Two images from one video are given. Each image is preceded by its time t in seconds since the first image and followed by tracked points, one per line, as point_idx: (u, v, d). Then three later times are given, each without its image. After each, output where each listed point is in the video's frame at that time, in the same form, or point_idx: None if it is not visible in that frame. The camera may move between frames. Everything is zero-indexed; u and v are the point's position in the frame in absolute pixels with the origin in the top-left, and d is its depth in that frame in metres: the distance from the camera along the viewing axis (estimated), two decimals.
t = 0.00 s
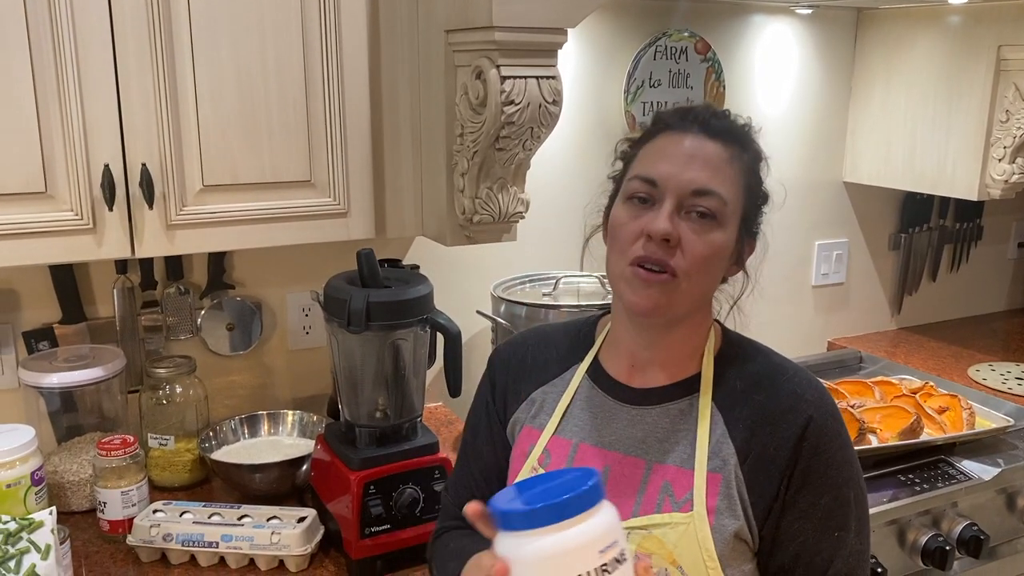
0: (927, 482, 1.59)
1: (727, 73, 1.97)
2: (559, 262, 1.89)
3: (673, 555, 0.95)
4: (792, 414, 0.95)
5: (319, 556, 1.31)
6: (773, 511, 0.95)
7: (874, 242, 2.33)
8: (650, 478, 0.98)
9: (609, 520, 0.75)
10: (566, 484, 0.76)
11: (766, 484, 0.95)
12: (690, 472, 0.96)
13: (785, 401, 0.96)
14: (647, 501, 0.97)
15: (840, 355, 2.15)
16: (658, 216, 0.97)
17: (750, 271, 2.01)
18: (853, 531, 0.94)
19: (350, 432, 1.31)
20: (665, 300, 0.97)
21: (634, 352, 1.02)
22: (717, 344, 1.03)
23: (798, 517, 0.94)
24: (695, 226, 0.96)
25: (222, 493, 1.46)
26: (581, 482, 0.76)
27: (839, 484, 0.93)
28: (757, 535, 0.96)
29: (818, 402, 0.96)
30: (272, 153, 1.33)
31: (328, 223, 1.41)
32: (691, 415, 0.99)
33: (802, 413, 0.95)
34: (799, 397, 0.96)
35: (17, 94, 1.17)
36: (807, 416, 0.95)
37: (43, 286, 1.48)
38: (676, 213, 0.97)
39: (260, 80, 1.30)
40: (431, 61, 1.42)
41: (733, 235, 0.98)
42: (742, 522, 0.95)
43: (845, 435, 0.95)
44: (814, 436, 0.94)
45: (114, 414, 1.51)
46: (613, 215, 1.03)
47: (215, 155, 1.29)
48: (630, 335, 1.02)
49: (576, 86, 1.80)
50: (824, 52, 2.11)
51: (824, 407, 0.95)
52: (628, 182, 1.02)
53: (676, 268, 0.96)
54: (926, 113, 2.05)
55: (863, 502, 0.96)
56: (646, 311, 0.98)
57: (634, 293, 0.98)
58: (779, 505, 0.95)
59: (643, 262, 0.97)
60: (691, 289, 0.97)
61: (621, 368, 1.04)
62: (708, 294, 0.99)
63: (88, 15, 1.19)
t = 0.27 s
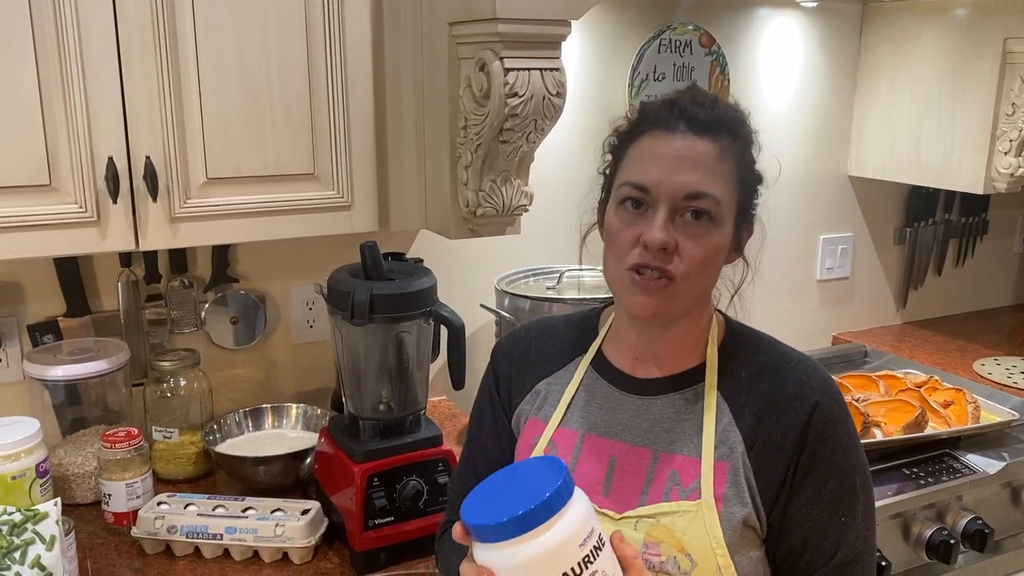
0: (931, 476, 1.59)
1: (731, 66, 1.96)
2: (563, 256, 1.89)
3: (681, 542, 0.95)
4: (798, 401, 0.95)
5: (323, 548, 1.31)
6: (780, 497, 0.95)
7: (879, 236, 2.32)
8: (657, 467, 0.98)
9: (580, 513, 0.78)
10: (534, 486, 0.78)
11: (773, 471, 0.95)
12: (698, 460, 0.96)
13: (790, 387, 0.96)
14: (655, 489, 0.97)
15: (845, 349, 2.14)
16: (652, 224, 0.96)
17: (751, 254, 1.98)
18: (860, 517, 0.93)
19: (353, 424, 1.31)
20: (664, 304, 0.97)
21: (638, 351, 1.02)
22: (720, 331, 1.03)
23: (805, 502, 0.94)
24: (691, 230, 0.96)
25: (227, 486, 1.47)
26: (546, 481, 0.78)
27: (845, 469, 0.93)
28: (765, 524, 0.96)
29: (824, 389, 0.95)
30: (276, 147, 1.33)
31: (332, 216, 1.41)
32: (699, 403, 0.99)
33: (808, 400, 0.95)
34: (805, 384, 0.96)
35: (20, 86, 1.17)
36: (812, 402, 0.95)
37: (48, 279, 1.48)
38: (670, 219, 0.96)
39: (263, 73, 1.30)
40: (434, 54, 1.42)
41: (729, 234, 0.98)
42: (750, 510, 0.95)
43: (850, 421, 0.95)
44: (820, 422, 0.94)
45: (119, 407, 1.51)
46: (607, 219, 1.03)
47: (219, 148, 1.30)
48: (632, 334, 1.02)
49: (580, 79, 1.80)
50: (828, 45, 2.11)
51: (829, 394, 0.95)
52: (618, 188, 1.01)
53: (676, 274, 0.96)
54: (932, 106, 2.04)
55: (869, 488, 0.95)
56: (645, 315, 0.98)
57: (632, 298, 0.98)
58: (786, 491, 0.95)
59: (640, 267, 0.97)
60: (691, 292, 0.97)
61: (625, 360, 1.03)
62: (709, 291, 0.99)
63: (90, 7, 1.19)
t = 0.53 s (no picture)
0: (939, 467, 1.58)
1: (738, 58, 1.95)
2: (569, 248, 1.88)
3: (695, 534, 0.94)
4: (816, 392, 0.94)
5: (330, 538, 1.31)
6: (798, 490, 0.94)
7: (886, 229, 2.31)
8: (670, 458, 0.97)
9: (597, 488, 0.77)
10: (550, 462, 0.78)
11: (790, 463, 0.94)
12: (712, 451, 0.96)
13: (808, 379, 0.95)
14: (668, 480, 0.97)
15: (852, 342, 2.13)
16: (659, 211, 0.95)
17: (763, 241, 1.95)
18: (878, 509, 0.93)
19: (361, 414, 1.31)
20: (678, 293, 0.96)
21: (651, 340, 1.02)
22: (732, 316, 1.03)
23: (824, 495, 0.93)
24: (698, 214, 0.95)
25: (234, 477, 1.47)
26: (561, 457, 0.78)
27: (863, 462, 0.93)
28: (782, 516, 0.96)
29: (840, 381, 0.95)
30: (282, 136, 1.33)
31: (339, 207, 1.41)
32: (713, 396, 0.98)
33: (826, 392, 0.94)
34: (822, 376, 0.95)
35: (27, 76, 1.17)
36: (830, 395, 0.94)
37: (55, 270, 1.48)
38: (676, 205, 0.95)
39: (270, 63, 1.30)
40: (441, 44, 1.41)
41: (738, 215, 0.97)
42: (765, 501, 0.94)
43: (867, 413, 0.95)
44: (838, 414, 0.93)
45: (126, 398, 1.51)
46: (613, 211, 1.02)
47: (226, 138, 1.30)
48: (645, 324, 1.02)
49: (587, 70, 1.79)
50: (836, 36, 2.10)
51: (846, 386, 0.95)
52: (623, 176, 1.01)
53: (685, 260, 0.95)
54: (941, 97, 2.03)
55: (886, 480, 0.95)
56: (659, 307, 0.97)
57: (645, 291, 0.98)
58: (804, 484, 0.94)
59: (649, 257, 0.96)
60: (702, 278, 0.96)
61: (638, 348, 1.03)
62: (720, 276, 0.98)
63: None
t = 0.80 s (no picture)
0: (947, 461, 1.58)
1: (745, 51, 1.95)
2: (576, 242, 1.88)
3: (709, 529, 0.94)
4: (831, 385, 0.94)
5: (339, 530, 1.31)
6: (814, 484, 0.94)
7: (893, 223, 2.31)
8: (683, 453, 0.97)
9: (612, 492, 0.77)
10: (565, 469, 0.78)
11: (805, 457, 0.94)
12: (725, 446, 0.96)
13: (823, 373, 0.95)
14: (681, 475, 0.97)
15: (859, 336, 2.13)
16: (665, 196, 0.96)
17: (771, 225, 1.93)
18: (893, 502, 0.93)
19: (370, 406, 1.32)
20: (689, 280, 0.96)
21: (662, 331, 1.01)
22: (746, 309, 1.03)
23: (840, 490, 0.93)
24: (705, 197, 0.95)
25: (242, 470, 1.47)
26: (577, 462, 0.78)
27: (878, 455, 0.93)
28: (796, 510, 0.96)
29: (855, 374, 0.95)
30: (290, 129, 1.33)
31: (346, 199, 1.41)
32: (726, 388, 0.98)
33: (841, 386, 0.94)
34: (836, 369, 0.95)
35: (36, 68, 1.17)
36: (845, 388, 0.94)
37: (63, 263, 1.49)
38: (682, 189, 0.96)
39: (278, 55, 1.30)
40: (449, 36, 1.41)
41: (746, 199, 0.97)
42: (780, 497, 0.94)
43: (882, 406, 0.95)
44: (853, 408, 0.93)
45: (135, 391, 1.52)
46: (619, 203, 1.03)
47: (234, 131, 1.30)
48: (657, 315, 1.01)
49: (594, 63, 1.79)
50: (843, 29, 2.09)
51: (861, 379, 0.95)
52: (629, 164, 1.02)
53: (695, 244, 0.95)
54: (949, 90, 2.02)
55: (900, 473, 0.95)
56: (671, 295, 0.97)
57: (657, 280, 0.97)
58: (819, 478, 0.94)
59: (658, 244, 0.96)
60: (714, 262, 0.96)
61: (649, 342, 1.03)
62: (732, 262, 0.97)
63: None
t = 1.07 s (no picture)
0: (954, 458, 1.58)
1: (750, 50, 1.95)
2: (582, 240, 1.89)
3: (729, 520, 0.95)
4: (849, 374, 0.94)
5: (346, 526, 1.32)
6: (832, 473, 0.94)
7: (899, 220, 2.31)
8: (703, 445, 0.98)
9: (677, 493, 0.73)
10: (633, 462, 0.73)
11: (824, 445, 0.94)
12: (745, 437, 0.96)
13: (841, 361, 0.95)
14: (701, 467, 0.97)
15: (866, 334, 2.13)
16: (672, 181, 0.97)
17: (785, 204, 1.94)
18: (913, 493, 0.93)
19: (376, 403, 1.32)
20: (700, 261, 0.95)
21: (680, 322, 1.02)
22: (765, 303, 1.02)
23: (858, 479, 0.93)
24: (712, 180, 0.96)
25: (249, 466, 1.48)
26: (646, 457, 0.73)
27: (898, 445, 0.92)
28: (815, 500, 0.96)
29: (873, 363, 0.95)
30: (298, 128, 1.34)
31: (353, 198, 1.41)
32: (744, 378, 0.98)
33: (859, 374, 0.94)
34: (854, 358, 0.95)
35: (45, 67, 1.18)
36: (863, 375, 0.94)
37: (72, 260, 1.50)
38: (688, 174, 0.97)
39: (285, 55, 1.31)
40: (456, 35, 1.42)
41: (754, 177, 0.98)
42: (800, 486, 0.94)
43: (901, 395, 0.94)
44: (871, 396, 0.93)
45: (143, 388, 1.53)
46: (629, 199, 1.04)
47: (242, 130, 1.30)
48: (672, 307, 1.02)
49: (601, 61, 1.79)
50: (849, 26, 2.09)
51: (880, 369, 0.94)
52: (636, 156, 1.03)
53: (704, 225, 0.95)
54: (955, 87, 2.02)
55: (922, 464, 0.94)
56: (684, 278, 0.96)
57: (669, 265, 0.96)
58: (838, 467, 0.94)
59: (669, 229, 0.97)
60: (725, 244, 0.95)
61: (668, 335, 1.04)
62: (744, 245, 0.97)
63: None
